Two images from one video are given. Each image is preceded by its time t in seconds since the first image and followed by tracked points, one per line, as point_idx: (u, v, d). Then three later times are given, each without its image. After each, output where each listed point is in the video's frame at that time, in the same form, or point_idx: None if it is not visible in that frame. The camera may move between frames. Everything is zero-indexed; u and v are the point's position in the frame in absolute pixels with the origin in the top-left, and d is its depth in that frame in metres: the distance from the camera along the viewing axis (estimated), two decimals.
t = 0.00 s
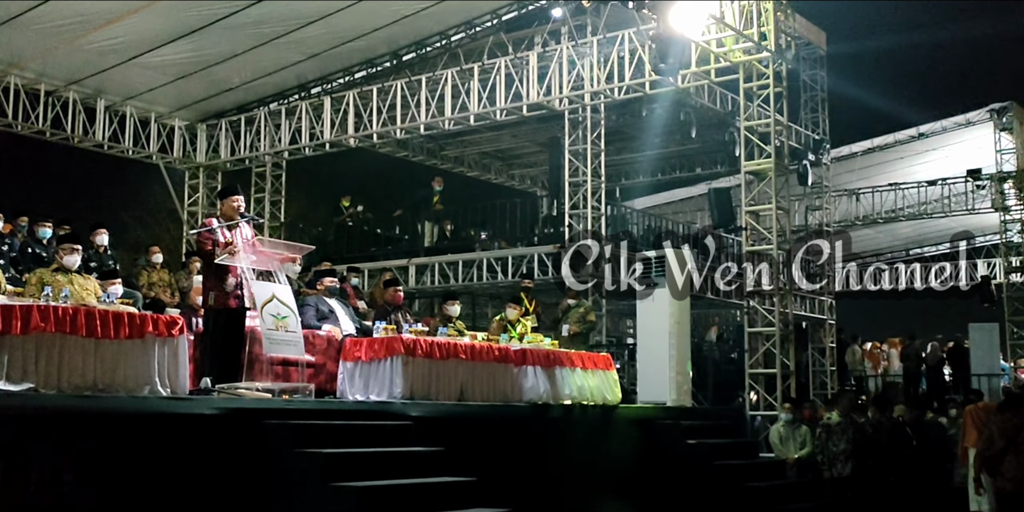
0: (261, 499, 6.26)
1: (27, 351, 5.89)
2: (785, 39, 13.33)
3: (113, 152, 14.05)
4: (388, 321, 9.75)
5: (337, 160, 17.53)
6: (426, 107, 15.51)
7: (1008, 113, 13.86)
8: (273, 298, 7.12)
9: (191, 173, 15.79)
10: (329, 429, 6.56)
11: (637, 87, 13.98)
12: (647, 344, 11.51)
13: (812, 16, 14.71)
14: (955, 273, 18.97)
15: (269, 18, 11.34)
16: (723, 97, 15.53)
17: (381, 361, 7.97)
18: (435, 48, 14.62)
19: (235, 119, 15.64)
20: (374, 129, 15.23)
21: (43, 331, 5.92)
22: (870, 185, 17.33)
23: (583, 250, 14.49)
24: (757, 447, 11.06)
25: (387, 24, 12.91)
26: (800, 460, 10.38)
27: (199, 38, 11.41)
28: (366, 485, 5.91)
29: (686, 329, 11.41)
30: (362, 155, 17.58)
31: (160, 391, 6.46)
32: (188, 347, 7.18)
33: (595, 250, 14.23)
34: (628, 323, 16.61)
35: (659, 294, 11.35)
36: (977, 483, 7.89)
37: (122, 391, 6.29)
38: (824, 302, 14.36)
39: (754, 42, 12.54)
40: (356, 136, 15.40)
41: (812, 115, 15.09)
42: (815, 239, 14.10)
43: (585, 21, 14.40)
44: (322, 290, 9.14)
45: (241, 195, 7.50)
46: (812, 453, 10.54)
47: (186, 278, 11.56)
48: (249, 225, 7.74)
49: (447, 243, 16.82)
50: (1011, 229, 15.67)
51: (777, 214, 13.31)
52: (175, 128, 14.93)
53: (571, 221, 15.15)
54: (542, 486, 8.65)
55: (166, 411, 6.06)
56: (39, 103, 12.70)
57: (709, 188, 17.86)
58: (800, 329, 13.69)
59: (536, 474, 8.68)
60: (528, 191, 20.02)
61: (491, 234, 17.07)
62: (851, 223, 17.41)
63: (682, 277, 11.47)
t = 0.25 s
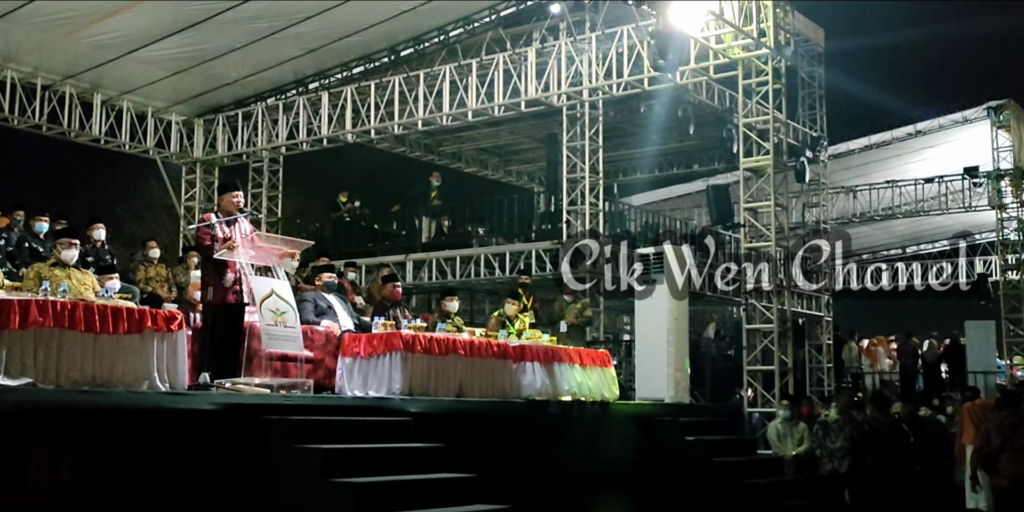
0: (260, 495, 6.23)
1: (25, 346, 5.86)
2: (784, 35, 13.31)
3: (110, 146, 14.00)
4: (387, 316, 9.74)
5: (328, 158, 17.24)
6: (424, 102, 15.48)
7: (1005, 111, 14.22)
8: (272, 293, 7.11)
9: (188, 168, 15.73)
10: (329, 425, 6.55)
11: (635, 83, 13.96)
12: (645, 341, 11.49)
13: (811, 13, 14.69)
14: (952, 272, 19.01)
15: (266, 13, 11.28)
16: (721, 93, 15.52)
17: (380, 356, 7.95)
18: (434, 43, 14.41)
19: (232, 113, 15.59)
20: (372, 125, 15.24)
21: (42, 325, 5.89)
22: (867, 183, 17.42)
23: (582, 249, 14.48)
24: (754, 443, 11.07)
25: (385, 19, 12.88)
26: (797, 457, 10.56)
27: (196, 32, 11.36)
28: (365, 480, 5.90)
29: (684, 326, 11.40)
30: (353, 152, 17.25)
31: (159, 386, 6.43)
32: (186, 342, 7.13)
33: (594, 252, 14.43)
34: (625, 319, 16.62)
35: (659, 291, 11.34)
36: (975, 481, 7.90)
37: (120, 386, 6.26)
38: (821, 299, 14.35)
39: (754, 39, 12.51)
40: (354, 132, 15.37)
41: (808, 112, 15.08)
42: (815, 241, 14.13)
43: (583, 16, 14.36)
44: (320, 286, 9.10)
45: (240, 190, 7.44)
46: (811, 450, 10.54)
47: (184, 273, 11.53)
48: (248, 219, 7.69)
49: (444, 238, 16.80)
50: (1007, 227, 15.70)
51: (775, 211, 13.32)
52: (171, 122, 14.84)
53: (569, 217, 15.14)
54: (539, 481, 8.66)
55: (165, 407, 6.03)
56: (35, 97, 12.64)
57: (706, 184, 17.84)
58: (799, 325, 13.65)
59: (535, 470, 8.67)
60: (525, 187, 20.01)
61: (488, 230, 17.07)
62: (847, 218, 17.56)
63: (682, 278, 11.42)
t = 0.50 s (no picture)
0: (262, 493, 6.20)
1: (28, 343, 5.83)
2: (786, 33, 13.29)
3: (110, 143, 13.96)
4: (389, 314, 9.73)
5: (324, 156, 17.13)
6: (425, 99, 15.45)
7: (1006, 108, 13.85)
8: (274, 290, 7.08)
9: (188, 165, 15.70)
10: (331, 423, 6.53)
11: (636, 80, 13.95)
12: (645, 339, 11.47)
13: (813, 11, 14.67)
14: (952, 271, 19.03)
15: (267, 9, 11.24)
16: (721, 91, 15.55)
17: (382, 354, 7.93)
18: (434, 40, 14.40)
19: (232, 110, 15.57)
20: (372, 122, 15.26)
21: (44, 322, 5.88)
22: (867, 181, 17.51)
23: (581, 249, 14.44)
24: (756, 441, 11.06)
25: (387, 16, 12.88)
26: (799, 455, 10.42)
27: (197, 29, 11.32)
28: (368, 478, 5.88)
29: (685, 323, 11.40)
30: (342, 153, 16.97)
31: (162, 384, 6.41)
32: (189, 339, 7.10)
33: (594, 250, 14.33)
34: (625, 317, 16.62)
35: (658, 290, 11.35)
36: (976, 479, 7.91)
37: (122, 383, 6.24)
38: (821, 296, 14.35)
39: (755, 37, 12.50)
40: (354, 129, 15.35)
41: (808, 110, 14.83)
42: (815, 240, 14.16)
43: (584, 14, 14.34)
44: (322, 283, 9.09)
45: (242, 187, 7.44)
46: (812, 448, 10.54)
47: (184, 271, 11.51)
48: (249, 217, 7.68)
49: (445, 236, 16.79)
50: (1008, 225, 15.70)
51: (776, 208, 13.31)
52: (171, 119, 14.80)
53: (570, 215, 15.13)
54: (541, 479, 8.65)
55: (167, 404, 6.01)
56: (35, 94, 12.59)
57: (707, 182, 17.82)
58: (800, 324, 13.53)
59: (537, 467, 8.66)
60: (525, 184, 19.99)
61: (488, 227, 17.06)
62: (848, 216, 17.88)
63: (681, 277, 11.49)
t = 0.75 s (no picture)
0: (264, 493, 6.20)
1: (30, 340, 5.81)
2: (788, 31, 13.25)
3: (109, 141, 13.92)
4: (390, 312, 9.72)
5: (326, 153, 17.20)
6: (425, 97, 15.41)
7: (1007, 107, 14.36)
8: (275, 288, 7.06)
9: (187, 163, 15.65)
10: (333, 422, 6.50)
11: (637, 78, 13.92)
12: (645, 338, 11.46)
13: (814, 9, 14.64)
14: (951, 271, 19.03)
15: (268, 6, 11.19)
16: (722, 89, 15.51)
17: (383, 352, 7.92)
18: (434, 37, 14.37)
19: (232, 108, 15.52)
20: (373, 119, 15.24)
21: (46, 320, 5.87)
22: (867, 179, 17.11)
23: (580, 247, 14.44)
24: (757, 440, 11.05)
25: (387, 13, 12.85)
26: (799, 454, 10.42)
27: (197, 26, 11.29)
28: (370, 477, 5.87)
29: (686, 321, 11.40)
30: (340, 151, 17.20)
31: (164, 382, 6.38)
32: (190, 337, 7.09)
33: (594, 250, 14.34)
34: (625, 316, 16.59)
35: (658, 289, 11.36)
36: (977, 478, 7.89)
37: (124, 382, 6.22)
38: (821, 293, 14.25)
39: (757, 35, 12.47)
40: (354, 127, 15.32)
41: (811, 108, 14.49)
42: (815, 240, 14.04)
43: (585, 11, 14.31)
44: (323, 281, 9.09)
45: (243, 185, 7.38)
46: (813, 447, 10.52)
47: (184, 269, 11.49)
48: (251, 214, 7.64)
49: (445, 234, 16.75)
50: (1008, 224, 15.68)
51: (777, 206, 13.29)
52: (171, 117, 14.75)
53: (570, 214, 15.10)
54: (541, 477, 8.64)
55: (169, 402, 5.98)
56: (35, 91, 12.55)
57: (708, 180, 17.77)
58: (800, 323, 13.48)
59: (538, 466, 8.65)
60: (525, 182, 19.94)
61: (488, 225, 17.03)
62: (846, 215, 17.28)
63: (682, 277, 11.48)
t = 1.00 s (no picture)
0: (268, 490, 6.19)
1: (35, 338, 5.82)
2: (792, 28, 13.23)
3: (114, 139, 13.93)
4: (394, 310, 9.71)
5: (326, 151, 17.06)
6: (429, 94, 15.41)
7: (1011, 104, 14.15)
8: (281, 286, 7.04)
9: (192, 161, 15.65)
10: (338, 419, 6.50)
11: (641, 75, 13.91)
12: (649, 335, 11.46)
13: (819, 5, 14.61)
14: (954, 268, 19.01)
15: (272, 4, 11.19)
16: (726, 86, 15.46)
17: (388, 350, 7.93)
18: (438, 35, 14.35)
19: (237, 106, 15.52)
20: (377, 117, 15.23)
21: (51, 318, 5.87)
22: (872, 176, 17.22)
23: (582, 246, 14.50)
24: (762, 437, 11.04)
25: (391, 11, 12.84)
26: (805, 451, 10.34)
27: (201, 24, 11.29)
28: (376, 474, 5.88)
29: (691, 318, 11.37)
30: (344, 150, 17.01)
31: (169, 380, 6.39)
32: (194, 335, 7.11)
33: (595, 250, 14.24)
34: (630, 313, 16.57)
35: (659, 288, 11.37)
36: (984, 475, 7.85)
37: (130, 379, 6.23)
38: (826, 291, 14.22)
39: (762, 32, 12.45)
40: (359, 124, 15.32)
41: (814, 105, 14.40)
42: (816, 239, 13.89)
43: (588, 9, 14.31)
44: (328, 279, 9.10)
45: (248, 183, 7.41)
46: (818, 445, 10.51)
47: (189, 267, 11.50)
48: (256, 212, 7.66)
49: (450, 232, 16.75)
50: (1014, 220, 15.65)
51: (782, 204, 13.28)
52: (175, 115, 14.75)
53: (574, 211, 15.11)
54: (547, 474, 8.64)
55: (174, 400, 5.99)
56: (39, 90, 12.55)
57: (712, 177, 17.76)
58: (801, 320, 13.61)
59: (543, 463, 8.65)
60: (529, 180, 19.91)
61: (492, 223, 17.02)
62: (852, 212, 17.46)
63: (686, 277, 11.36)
